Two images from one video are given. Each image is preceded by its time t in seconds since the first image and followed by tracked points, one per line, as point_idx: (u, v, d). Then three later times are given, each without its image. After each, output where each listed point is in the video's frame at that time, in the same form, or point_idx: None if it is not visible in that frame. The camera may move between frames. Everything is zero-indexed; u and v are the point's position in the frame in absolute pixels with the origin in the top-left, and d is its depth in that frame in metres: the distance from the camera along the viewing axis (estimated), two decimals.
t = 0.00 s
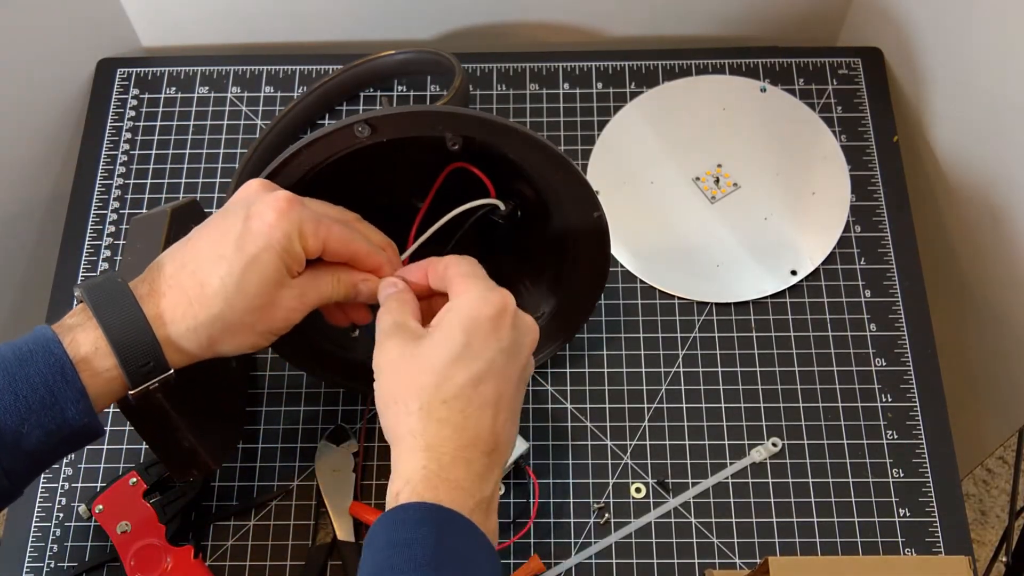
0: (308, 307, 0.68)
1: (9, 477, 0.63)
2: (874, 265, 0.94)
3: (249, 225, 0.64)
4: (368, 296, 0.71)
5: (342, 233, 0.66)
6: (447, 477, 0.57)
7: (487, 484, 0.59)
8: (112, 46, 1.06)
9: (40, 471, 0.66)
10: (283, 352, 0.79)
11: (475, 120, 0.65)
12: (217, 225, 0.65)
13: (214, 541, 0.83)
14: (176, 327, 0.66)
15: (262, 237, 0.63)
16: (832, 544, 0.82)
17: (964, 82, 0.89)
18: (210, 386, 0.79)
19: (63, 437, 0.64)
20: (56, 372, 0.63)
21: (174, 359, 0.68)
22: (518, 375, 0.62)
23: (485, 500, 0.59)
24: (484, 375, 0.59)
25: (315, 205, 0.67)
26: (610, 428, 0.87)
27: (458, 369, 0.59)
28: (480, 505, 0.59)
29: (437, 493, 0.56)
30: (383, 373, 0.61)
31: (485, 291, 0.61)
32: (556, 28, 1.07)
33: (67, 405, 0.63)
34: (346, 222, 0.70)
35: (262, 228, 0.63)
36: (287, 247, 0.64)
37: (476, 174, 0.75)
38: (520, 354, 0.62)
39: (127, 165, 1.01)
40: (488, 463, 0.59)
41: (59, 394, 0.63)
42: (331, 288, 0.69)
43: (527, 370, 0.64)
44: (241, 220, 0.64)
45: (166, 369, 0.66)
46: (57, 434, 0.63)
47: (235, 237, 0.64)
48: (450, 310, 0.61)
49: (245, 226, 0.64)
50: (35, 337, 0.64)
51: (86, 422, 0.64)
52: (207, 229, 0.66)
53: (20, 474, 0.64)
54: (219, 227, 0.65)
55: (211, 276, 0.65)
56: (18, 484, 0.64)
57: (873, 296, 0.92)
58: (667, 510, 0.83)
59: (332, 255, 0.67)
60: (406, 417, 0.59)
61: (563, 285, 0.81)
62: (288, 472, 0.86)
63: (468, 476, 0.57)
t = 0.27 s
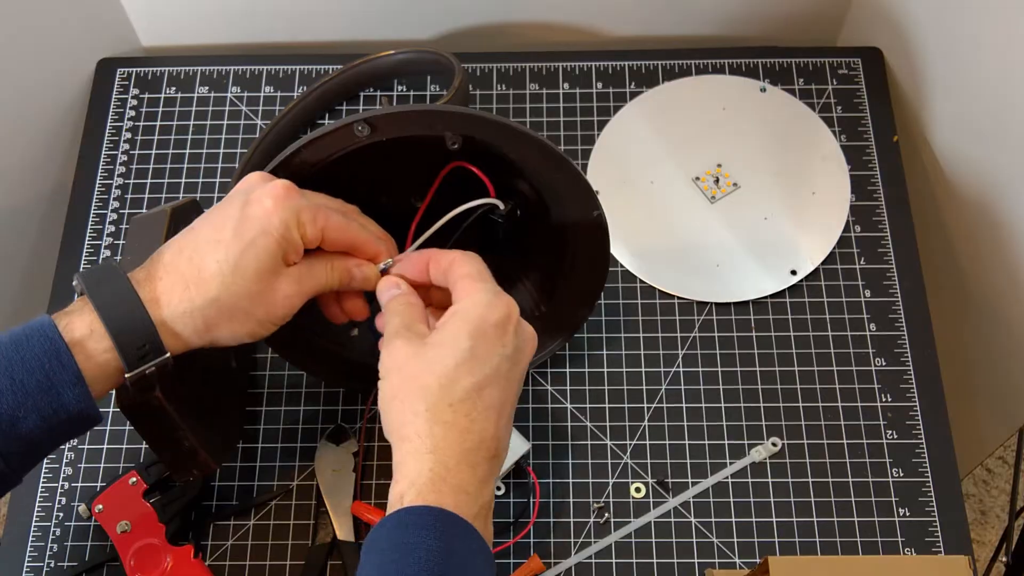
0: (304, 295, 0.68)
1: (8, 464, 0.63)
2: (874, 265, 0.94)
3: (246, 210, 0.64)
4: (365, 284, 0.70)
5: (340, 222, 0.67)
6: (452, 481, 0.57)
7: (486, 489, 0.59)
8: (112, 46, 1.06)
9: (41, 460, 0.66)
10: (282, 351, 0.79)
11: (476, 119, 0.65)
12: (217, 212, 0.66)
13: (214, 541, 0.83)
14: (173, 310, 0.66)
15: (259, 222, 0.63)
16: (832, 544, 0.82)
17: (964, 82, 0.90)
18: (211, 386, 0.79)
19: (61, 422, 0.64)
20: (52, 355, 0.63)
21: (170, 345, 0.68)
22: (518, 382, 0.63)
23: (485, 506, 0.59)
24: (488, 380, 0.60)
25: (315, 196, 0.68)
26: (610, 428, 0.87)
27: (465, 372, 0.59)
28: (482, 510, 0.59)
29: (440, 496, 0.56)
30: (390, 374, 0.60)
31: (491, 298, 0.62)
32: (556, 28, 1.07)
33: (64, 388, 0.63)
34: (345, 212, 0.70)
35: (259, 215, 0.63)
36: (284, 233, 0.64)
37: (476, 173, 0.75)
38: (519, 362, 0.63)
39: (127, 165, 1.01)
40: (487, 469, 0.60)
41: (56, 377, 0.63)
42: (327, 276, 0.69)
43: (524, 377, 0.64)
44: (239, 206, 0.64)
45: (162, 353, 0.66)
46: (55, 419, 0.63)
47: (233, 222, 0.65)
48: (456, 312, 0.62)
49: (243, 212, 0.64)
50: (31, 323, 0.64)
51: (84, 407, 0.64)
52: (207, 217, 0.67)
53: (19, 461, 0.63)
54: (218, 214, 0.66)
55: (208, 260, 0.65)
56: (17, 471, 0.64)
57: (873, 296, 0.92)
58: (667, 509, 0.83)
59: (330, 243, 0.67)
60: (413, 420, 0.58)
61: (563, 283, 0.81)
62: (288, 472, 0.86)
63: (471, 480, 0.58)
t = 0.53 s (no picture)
0: (314, 283, 0.68)
1: (14, 463, 0.62)
2: (874, 265, 0.94)
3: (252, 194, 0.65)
4: (370, 279, 0.70)
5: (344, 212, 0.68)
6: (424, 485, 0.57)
7: (459, 497, 0.60)
8: (112, 46, 1.06)
9: (47, 461, 0.65)
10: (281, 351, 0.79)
11: (475, 119, 0.65)
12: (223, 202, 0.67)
13: (214, 541, 0.83)
14: (180, 297, 0.66)
15: (265, 205, 0.64)
16: (831, 544, 0.82)
17: (964, 82, 0.90)
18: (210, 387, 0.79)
19: (66, 419, 0.64)
20: (57, 352, 0.63)
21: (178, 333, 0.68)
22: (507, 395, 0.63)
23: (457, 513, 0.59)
24: (473, 390, 0.60)
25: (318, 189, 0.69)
26: (610, 428, 0.87)
27: (451, 380, 0.60)
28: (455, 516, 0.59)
29: (415, 501, 0.56)
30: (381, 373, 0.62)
31: (487, 310, 0.63)
32: (556, 28, 1.07)
33: (69, 386, 0.63)
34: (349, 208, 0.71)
35: (265, 198, 0.64)
36: (290, 216, 0.65)
37: (476, 174, 0.75)
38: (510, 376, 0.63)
39: (127, 165, 1.01)
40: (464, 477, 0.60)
41: (61, 374, 0.63)
42: (334, 268, 0.68)
43: (515, 393, 0.65)
44: (245, 191, 0.65)
45: (171, 342, 0.66)
46: (61, 417, 0.63)
47: (239, 207, 0.65)
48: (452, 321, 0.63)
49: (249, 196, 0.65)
50: (37, 322, 0.64)
51: (89, 404, 0.64)
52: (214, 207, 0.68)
53: (25, 461, 0.63)
54: (225, 203, 0.67)
55: (215, 244, 0.66)
56: (24, 471, 0.64)
57: (873, 296, 0.92)
58: (667, 510, 0.83)
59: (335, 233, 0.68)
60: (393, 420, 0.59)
61: (562, 283, 0.81)
62: (288, 472, 0.86)
63: (447, 486, 0.58)
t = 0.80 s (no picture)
0: (320, 281, 0.68)
1: (20, 463, 0.63)
2: (874, 265, 0.94)
3: (256, 195, 0.65)
4: (373, 279, 0.70)
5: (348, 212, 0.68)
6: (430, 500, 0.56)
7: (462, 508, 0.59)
8: (112, 46, 1.06)
9: (53, 460, 0.66)
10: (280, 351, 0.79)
11: (475, 119, 0.65)
12: (228, 201, 0.67)
13: (214, 541, 0.83)
14: (188, 297, 0.66)
15: (269, 205, 0.64)
16: (832, 544, 0.82)
17: (964, 82, 0.90)
18: (212, 387, 0.79)
19: (73, 420, 0.64)
20: (63, 352, 0.63)
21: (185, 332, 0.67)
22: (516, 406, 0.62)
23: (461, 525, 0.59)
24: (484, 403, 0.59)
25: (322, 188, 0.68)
26: (610, 428, 0.87)
27: (463, 393, 0.58)
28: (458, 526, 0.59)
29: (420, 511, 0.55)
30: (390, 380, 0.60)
31: (504, 322, 0.61)
32: (556, 28, 1.07)
33: (75, 386, 0.63)
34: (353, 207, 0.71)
35: (270, 197, 0.64)
36: (296, 216, 0.64)
37: (476, 174, 0.75)
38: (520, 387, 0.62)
39: (127, 165, 1.01)
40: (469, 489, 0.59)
41: (67, 375, 0.63)
42: (339, 267, 0.69)
43: (524, 403, 0.64)
44: (249, 191, 0.65)
45: (180, 343, 0.65)
46: (67, 417, 0.63)
47: (244, 207, 0.65)
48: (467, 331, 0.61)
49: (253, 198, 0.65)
50: (43, 322, 0.64)
51: (96, 405, 0.64)
52: (220, 207, 0.68)
53: (32, 460, 0.63)
54: (230, 203, 0.67)
55: (223, 244, 0.66)
56: (30, 471, 0.64)
57: (873, 296, 0.92)
58: (667, 509, 0.83)
59: (341, 233, 0.68)
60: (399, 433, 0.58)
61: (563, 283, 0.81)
62: (288, 472, 0.86)
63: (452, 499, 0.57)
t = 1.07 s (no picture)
0: (318, 279, 0.68)
1: (17, 455, 0.63)
2: (874, 265, 0.94)
3: (261, 193, 0.65)
4: (372, 281, 0.70)
5: (352, 213, 0.68)
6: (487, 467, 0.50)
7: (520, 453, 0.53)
8: (112, 46, 1.06)
9: (51, 452, 0.65)
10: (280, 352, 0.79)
11: (474, 119, 0.65)
12: (232, 196, 0.67)
13: (214, 541, 0.83)
14: (188, 291, 0.66)
15: (275, 203, 0.64)
16: (832, 544, 0.82)
17: (964, 83, 0.90)
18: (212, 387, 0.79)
19: (71, 411, 0.64)
20: (61, 342, 0.63)
21: (184, 327, 0.67)
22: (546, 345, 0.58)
23: (533, 492, 0.52)
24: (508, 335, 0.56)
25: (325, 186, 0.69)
26: (610, 428, 0.87)
27: (485, 327, 0.55)
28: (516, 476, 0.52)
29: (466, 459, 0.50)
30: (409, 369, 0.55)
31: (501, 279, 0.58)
32: (556, 28, 1.07)
33: (73, 377, 0.63)
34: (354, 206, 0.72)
35: (276, 194, 0.64)
36: (302, 215, 0.65)
37: (476, 174, 0.75)
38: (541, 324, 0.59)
39: (127, 165, 1.01)
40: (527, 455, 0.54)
41: (65, 366, 0.63)
42: (338, 267, 0.69)
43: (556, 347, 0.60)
44: (255, 188, 0.65)
45: (178, 336, 0.66)
46: (65, 408, 0.63)
47: (249, 202, 0.65)
48: (475, 288, 0.58)
49: (258, 195, 0.65)
50: (40, 312, 0.64)
51: (94, 396, 0.64)
52: (222, 200, 0.68)
53: (29, 452, 0.63)
54: (235, 197, 0.66)
55: (225, 239, 0.66)
56: (28, 462, 0.64)
57: (873, 296, 0.92)
58: (667, 509, 0.83)
59: (343, 233, 0.69)
60: (433, 410, 0.53)
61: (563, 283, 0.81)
62: (288, 472, 0.86)
63: (501, 441, 0.52)
